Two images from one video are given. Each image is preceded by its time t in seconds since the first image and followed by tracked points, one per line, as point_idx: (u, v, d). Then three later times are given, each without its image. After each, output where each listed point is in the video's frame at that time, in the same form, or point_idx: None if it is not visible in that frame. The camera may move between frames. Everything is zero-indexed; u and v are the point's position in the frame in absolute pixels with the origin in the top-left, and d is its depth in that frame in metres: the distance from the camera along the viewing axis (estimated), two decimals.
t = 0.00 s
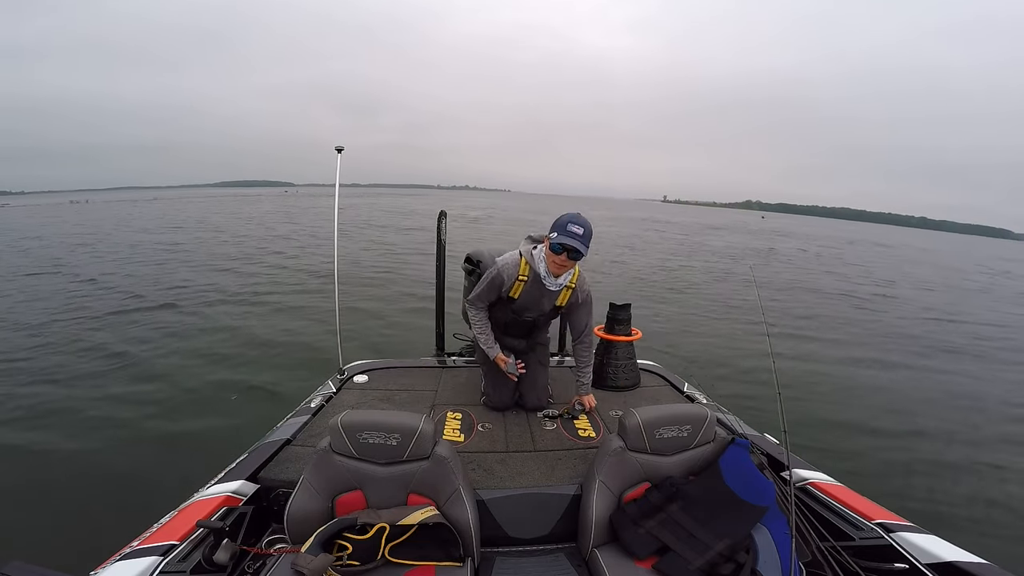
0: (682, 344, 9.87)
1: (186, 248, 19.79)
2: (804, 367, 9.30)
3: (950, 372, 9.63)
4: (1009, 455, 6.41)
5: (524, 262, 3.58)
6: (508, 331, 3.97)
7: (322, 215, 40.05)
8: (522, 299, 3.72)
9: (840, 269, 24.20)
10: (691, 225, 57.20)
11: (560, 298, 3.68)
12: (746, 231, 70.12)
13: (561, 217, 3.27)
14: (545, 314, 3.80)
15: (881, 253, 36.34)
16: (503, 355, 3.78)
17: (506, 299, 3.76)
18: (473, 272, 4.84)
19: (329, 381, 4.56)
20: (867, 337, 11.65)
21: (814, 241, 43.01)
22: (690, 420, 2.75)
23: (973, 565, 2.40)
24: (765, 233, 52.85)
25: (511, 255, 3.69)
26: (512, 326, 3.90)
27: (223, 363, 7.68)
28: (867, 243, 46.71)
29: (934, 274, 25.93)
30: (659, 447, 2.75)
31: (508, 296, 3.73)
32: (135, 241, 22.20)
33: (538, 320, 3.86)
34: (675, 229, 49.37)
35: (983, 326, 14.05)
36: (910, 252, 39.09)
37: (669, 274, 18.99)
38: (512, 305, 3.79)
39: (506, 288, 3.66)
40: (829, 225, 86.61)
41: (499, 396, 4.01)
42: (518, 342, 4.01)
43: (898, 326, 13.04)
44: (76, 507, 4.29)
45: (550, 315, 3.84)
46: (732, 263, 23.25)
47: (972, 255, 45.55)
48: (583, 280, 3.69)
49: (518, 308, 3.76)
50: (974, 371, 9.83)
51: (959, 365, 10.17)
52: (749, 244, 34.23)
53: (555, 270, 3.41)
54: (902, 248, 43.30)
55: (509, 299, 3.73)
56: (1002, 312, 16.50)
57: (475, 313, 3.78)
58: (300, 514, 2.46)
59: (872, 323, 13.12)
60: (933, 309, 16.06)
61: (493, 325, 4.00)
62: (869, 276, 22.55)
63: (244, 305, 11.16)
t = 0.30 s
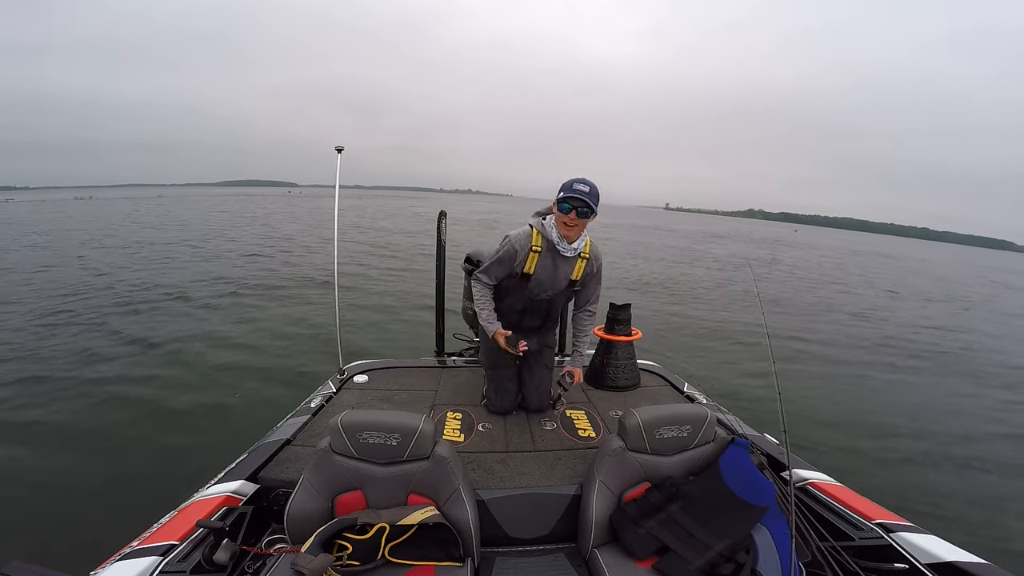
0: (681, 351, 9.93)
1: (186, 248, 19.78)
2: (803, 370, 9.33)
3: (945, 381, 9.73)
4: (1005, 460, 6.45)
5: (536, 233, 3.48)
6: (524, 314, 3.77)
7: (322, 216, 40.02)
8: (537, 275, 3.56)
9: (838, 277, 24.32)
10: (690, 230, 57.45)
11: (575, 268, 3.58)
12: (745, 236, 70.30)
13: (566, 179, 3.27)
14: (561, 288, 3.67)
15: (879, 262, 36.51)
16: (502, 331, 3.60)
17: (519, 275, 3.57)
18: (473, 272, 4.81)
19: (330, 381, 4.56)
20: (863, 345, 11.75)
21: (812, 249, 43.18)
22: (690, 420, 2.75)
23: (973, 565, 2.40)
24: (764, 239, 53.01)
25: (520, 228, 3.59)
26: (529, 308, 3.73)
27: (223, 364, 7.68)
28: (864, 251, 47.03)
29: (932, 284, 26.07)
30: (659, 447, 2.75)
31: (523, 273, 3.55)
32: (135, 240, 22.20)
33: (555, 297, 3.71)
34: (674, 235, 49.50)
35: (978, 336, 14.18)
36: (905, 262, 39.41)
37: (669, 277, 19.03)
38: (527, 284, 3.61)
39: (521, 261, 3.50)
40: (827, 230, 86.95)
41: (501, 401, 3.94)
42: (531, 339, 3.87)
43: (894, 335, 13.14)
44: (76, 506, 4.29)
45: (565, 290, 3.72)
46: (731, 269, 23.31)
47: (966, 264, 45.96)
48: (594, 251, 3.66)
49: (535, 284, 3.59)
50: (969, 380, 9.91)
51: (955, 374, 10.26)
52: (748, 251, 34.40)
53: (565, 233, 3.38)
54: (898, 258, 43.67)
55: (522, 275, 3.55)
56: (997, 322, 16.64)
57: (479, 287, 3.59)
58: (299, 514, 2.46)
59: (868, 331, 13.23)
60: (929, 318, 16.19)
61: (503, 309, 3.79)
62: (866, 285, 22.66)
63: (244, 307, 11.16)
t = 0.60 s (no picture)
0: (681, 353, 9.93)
1: (187, 253, 19.84)
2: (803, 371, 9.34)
3: (945, 381, 9.72)
4: (1007, 461, 6.43)
5: (521, 223, 3.46)
6: (523, 312, 3.68)
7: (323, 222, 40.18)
8: (529, 266, 3.52)
9: (839, 280, 24.27)
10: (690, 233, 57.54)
11: (563, 252, 3.60)
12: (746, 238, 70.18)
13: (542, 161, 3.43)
14: (554, 276, 3.65)
15: (881, 265, 36.40)
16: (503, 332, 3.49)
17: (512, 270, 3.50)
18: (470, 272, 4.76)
19: (330, 381, 4.56)
20: (863, 347, 11.74)
21: (813, 251, 43.11)
22: (690, 420, 2.75)
23: (973, 565, 2.40)
24: (765, 242, 52.96)
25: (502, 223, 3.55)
26: (528, 303, 3.64)
27: (224, 367, 7.69)
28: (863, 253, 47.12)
29: (933, 286, 26.02)
30: (659, 448, 2.75)
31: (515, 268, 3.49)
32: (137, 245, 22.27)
33: (550, 287, 3.68)
34: (674, 237, 49.47)
35: (979, 337, 14.17)
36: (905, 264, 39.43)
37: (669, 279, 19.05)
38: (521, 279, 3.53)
39: (511, 255, 3.46)
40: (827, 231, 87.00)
41: (499, 413, 3.77)
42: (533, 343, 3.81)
43: (894, 336, 13.15)
44: (76, 506, 4.30)
45: (558, 279, 3.71)
46: (732, 271, 23.31)
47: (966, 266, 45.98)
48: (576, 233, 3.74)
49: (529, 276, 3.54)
50: (970, 380, 9.91)
51: (955, 374, 10.25)
52: (748, 254, 34.36)
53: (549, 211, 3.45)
54: (898, 259, 43.71)
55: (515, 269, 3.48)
56: (997, 323, 16.63)
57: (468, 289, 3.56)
58: (299, 514, 2.46)
59: (869, 332, 13.22)
60: (928, 319, 16.19)
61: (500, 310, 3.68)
62: (868, 287, 22.59)
63: (245, 311, 11.19)
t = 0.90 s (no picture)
0: (682, 352, 9.92)
1: (188, 257, 19.87)
2: (805, 369, 9.31)
3: (949, 375, 9.66)
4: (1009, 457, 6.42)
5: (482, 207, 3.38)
6: (504, 301, 3.40)
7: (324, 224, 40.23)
8: (498, 251, 3.37)
9: (842, 275, 24.16)
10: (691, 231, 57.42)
11: (537, 234, 3.42)
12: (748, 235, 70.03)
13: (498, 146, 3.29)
14: (532, 261, 3.44)
15: (885, 259, 36.23)
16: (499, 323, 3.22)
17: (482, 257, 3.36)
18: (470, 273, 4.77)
19: (329, 381, 4.56)
20: (866, 342, 11.69)
21: (816, 247, 42.96)
22: (690, 420, 2.75)
23: (973, 565, 2.40)
24: (767, 239, 52.80)
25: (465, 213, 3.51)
26: (507, 290, 3.37)
27: (224, 368, 7.69)
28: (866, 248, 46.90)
29: (937, 280, 25.87)
30: (659, 448, 2.74)
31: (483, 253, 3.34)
32: (139, 249, 22.39)
33: (533, 273, 3.40)
34: (676, 236, 49.39)
35: (983, 331, 14.07)
36: (908, 258, 39.20)
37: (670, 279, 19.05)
38: (492, 266, 3.35)
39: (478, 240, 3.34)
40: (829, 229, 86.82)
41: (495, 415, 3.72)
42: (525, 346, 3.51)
43: (897, 331, 13.07)
44: (78, 506, 4.31)
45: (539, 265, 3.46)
46: (733, 269, 23.26)
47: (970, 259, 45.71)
48: (551, 216, 3.55)
49: (501, 262, 3.38)
50: (974, 374, 9.85)
51: (959, 369, 10.18)
52: (751, 251, 34.25)
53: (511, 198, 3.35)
54: (901, 254, 43.52)
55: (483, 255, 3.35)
56: (1003, 316, 16.50)
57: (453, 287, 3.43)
58: (299, 514, 2.46)
59: (871, 328, 13.16)
60: (932, 313, 16.09)
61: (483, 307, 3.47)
62: (871, 282, 22.49)
63: (247, 313, 11.21)
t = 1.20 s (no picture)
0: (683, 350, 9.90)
1: (189, 256, 19.86)
2: (806, 367, 9.29)
3: (951, 372, 9.63)
4: (1010, 455, 6.40)
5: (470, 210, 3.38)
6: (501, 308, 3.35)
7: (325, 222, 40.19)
8: (489, 253, 3.33)
9: (844, 270, 24.04)
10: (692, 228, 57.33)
11: (531, 235, 3.34)
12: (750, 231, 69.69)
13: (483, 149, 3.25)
14: (526, 262, 3.36)
15: (888, 254, 36.03)
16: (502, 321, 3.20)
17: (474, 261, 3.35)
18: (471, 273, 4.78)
19: (329, 381, 4.56)
20: (869, 338, 11.64)
21: (819, 242, 42.80)
22: (690, 420, 2.75)
23: (973, 565, 2.40)
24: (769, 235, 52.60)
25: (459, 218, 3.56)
26: (498, 293, 3.32)
27: (224, 368, 7.69)
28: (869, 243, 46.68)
29: (941, 274, 25.76)
30: (659, 448, 2.75)
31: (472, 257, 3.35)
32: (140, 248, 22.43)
33: (526, 275, 3.31)
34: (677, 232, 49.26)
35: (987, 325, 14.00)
36: (911, 252, 39.02)
37: (670, 276, 19.02)
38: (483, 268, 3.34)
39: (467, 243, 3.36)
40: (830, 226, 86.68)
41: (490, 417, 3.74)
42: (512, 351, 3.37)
43: (900, 326, 13.02)
44: (79, 506, 4.31)
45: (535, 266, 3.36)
46: (734, 265, 23.20)
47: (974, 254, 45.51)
48: (545, 214, 3.45)
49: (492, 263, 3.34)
50: (977, 370, 9.81)
51: (963, 364, 10.13)
52: (753, 246, 34.13)
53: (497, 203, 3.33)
54: (904, 248, 43.30)
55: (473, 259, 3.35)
56: (1006, 310, 16.42)
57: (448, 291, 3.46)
58: (299, 514, 2.46)
59: (874, 323, 13.10)
60: (935, 308, 16.02)
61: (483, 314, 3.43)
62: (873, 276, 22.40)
63: (247, 312, 11.20)
